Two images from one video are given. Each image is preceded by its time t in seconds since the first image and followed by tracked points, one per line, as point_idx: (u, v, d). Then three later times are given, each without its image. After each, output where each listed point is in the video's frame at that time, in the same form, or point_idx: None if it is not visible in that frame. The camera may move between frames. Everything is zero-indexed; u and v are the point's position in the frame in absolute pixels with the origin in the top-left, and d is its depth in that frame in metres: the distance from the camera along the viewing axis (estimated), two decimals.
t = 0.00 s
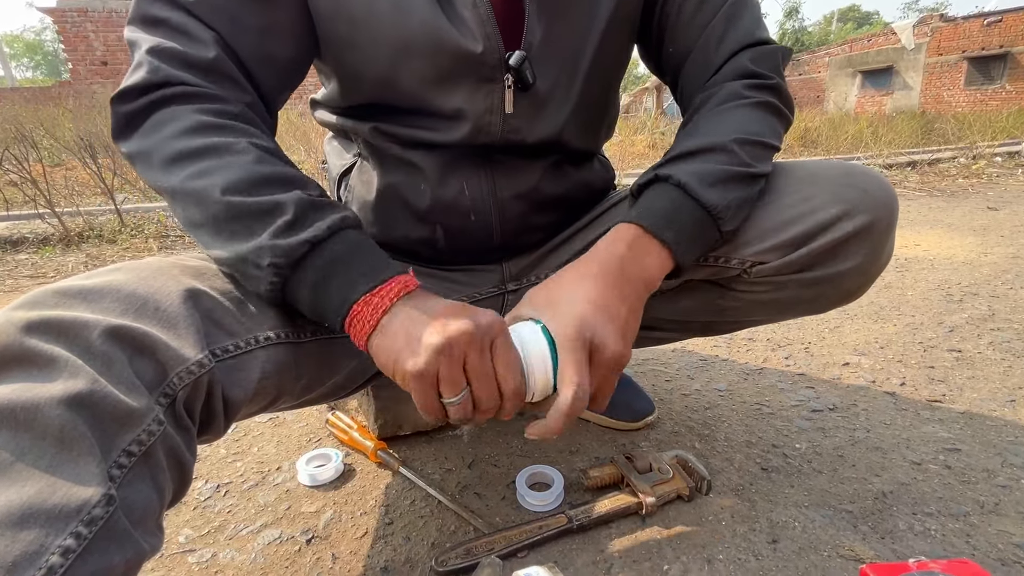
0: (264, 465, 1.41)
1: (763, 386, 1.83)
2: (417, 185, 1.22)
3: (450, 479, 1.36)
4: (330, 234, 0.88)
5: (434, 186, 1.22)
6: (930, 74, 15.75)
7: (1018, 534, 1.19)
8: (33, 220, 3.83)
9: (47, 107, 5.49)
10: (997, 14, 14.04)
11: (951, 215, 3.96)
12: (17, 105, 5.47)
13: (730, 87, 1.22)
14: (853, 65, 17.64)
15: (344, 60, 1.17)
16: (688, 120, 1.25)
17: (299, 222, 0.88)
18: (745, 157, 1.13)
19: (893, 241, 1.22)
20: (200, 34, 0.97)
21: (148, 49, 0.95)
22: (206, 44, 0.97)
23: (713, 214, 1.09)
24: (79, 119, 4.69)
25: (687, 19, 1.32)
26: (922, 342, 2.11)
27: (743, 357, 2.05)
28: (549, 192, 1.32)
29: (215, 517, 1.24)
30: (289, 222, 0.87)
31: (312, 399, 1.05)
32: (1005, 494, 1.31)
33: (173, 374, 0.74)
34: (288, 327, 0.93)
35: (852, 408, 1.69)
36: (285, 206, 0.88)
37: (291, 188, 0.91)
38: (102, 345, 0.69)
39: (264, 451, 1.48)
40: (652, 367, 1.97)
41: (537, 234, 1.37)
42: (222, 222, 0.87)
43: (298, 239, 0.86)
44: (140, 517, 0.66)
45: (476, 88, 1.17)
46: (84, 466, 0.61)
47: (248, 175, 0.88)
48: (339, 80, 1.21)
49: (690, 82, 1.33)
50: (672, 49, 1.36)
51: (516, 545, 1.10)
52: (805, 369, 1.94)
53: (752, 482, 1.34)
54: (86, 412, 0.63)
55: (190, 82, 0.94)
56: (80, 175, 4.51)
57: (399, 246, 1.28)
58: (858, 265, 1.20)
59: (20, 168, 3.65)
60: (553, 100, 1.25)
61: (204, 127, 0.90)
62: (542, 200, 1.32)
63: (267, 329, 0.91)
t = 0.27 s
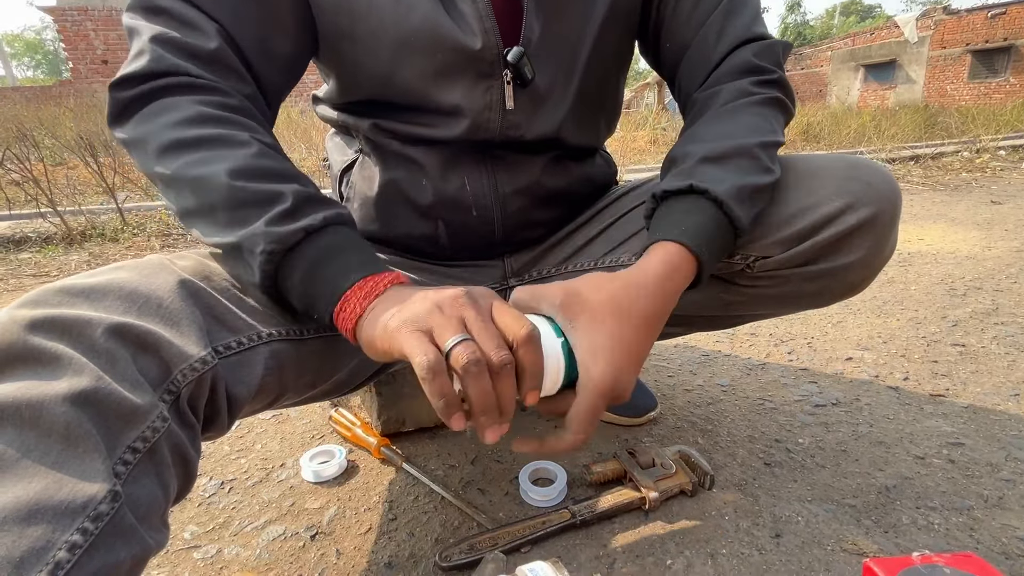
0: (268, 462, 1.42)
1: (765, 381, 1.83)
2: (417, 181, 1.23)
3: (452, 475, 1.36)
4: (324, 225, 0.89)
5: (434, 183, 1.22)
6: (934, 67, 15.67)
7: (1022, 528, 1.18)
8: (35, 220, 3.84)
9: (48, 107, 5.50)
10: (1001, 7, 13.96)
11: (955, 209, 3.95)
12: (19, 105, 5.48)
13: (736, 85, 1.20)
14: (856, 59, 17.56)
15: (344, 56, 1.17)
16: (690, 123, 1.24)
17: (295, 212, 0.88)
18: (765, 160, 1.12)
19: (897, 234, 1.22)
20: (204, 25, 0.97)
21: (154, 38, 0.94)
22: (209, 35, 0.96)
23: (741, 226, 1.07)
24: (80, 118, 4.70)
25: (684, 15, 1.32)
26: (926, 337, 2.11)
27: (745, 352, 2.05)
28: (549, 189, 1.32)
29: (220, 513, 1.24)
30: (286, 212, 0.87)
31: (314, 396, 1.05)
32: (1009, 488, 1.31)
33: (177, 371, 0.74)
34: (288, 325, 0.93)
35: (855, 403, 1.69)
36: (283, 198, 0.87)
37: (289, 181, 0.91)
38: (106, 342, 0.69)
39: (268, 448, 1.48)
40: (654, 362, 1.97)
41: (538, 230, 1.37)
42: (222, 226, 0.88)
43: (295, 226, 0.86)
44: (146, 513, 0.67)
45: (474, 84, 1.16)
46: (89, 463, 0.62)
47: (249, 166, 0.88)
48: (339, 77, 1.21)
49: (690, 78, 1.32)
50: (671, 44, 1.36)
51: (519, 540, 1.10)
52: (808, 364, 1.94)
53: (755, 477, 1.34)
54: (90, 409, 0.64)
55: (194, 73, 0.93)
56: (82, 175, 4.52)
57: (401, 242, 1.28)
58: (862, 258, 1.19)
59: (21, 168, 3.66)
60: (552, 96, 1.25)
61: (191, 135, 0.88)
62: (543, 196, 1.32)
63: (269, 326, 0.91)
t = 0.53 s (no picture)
0: (277, 456, 1.43)
1: (772, 374, 1.83)
2: (422, 175, 1.23)
3: (460, 469, 1.37)
4: (350, 250, 0.90)
5: (439, 177, 1.22)
6: (943, 56, 15.50)
7: None
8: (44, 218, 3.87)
9: (54, 105, 5.52)
10: None
11: (964, 199, 3.91)
12: (26, 104, 5.51)
13: (721, 74, 1.19)
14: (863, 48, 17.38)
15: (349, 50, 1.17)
16: (682, 114, 1.25)
17: (323, 237, 0.89)
18: (735, 151, 1.11)
19: (905, 223, 1.21)
20: (223, 26, 0.97)
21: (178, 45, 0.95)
22: (230, 38, 0.97)
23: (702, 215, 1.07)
24: (87, 116, 4.72)
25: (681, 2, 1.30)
26: (934, 328, 2.09)
27: (752, 345, 2.04)
28: (554, 182, 1.32)
29: (231, 507, 1.26)
30: (312, 237, 0.89)
31: (322, 391, 1.06)
32: (1018, 479, 1.31)
33: (188, 367, 0.75)
34: (297, 321, 0.94)
35: (863, 395, 1.69)
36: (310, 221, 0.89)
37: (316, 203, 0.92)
38: (117, 339, 0.70)
39: (277, 442, 1.49)
40: (660, 355, 1.97)
41: (544, 224, 1.37)
42: (250, 241, 0.90)
43: (321, 254, 0.88)
44: (159, 507, 0.67)
45: (483, 71, 1.16)
46: (103, 458, 0.62)
47: (277, 188, 0.89)
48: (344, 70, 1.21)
49: (690, 61, 1.31)
50: (670, 31, 1.35)
51: (527, 532, 1.11)
52: (815, 356, 1.93)
53: (762, 469, 1.34)
54: (104, 405, 0.64)
55: (218, 77, 0.94)
56: (88, 173, 4.54)
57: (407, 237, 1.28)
58: (870, 249, 1.19)
59: (29, 166, 3.68)
60: (560, 85, 1.24)
61: (221, 152, 0.90)
62: (548, 189, 1.32)
63: (279, 322, 0.91)
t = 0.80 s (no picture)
0: (292, 449, 1.43)
1: (793, 360, 1.79)
2: (432, 162, 1.20)
3: (475, 460, 1.35)
4: (351, 210, 0.87)
5: (448, 164, 1.19)
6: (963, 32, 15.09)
7: None
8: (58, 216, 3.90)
9: (65, 105, 5.55)
10: None
11: (987, 177, 3.80)
12: (37, 104, 5.54)
13: (770, 47, 1.15)
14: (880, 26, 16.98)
15: (354, 34, 1.14)
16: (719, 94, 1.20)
17: (323, 197, 0.87)
18: (805, 128, 1.08)
19: (937, 199, 1.16)
20: (222, 9, 0.94)
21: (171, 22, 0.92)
22: (228, 20, 0.94)
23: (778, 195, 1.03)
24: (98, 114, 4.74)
25: None
26: (960, 311, 2.03)
27: (771, 330, 2.00)
28: (566, 166, 1.29)
29: (247, 500, 1.25)
30: (313, 198, 0.86)
31: (335, 382, 1.04)
32: None
33: (198, 360, 0.74)
34: (307, 313, 0.92)
35: (888, 380, 1.64)
36: (309, 185, 0.86)
37: (316, 169, 0.90)
38: (126, 332, 0.68)
39: (291, 435, 1.49)
40: (677, 343, 1.94)
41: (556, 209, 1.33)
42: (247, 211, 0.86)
43: (321, 210, 0.84)
44: (173, 503, 0.66)
45: (490, 58, 1.13)
46: (115, 454, 0.61)
47: (274, 155, 0.87)
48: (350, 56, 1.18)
49: (716, 38, 1.26)
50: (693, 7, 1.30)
51: (545, 523, 1.08)
52: (836, 341, 1.89)
53: (785, 457, 1.31)
54: (115, 400, 0.63)
55: (216, 60, 0.92)
56: (100, 171, 4.57)
57: (416, 226, 1.25)
58: (900, 227, 1.14)
59: (42, 166, 3.70)
60: (569, 71, 1.21)
61: (216, 123, 0.87)
62: (560, 174, 1.29)
63: (288, 314, 0.90)
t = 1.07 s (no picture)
0: (331, 437, 1.44)
1: (831, 341, 1.75)
2: (464, 150, 1.18)
3: (514, 445, 1.35)
4: (406, 229, 0.89)
5: (481, 151, 1.17)
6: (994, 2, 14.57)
7: None
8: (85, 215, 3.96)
9: (85, 105, 5.62)
10: None
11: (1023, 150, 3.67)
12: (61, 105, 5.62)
13: (794, 18, 1.10)
14: None
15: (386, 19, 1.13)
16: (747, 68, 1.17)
17: (378, 217, 0.88)
18: (811, 108, 1.04)
19: (994, 174, 1.12)
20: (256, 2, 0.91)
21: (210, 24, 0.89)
22: (264, 14, 0.91)
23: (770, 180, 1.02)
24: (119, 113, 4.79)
25: None
26: (1003, 288, 1.97)
27: (806, 312, 1.96)
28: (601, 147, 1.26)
29: (291, 486, 1.26)
30: (369, 218, 0.87)
31: (378, 369, 1.04)
32: None
33: (250, 347, 0.74)
34: (352, 300, 0.92)
35: (933, 359, 1.60)
36: (364, 205, 0.87)
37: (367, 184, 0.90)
38: (180, 319, 0.68)
39: (329, 423, 1.50)
40: (710, 326, 1.91)
41: (592, 191, 1.31)
42: (300, 230, 0.87)
43: (379, 232, 0.86)
44: (236, 487, 0.66)
45: (523, 49, 1.11)
46: (179, 438, 0.61)
47: (326, 172, 0.87)
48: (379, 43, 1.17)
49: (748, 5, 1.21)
50: None
51: (591, 507, 1.08)
52: (875, 321, 1.84)
53: (831, 439, 1.28)
54: (174, 386, 0.63)
55: (257, 60, 0.89)
56: (124, 170, 4.63)
57: (448, 215, 1.23)
58: (955, 204, 1.11)
59: (68, 166, 3.76)
60: (603, 56, 1.19)
61: (264, 138, 0.86)
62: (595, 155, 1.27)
63: (334, 301, 0.89)
